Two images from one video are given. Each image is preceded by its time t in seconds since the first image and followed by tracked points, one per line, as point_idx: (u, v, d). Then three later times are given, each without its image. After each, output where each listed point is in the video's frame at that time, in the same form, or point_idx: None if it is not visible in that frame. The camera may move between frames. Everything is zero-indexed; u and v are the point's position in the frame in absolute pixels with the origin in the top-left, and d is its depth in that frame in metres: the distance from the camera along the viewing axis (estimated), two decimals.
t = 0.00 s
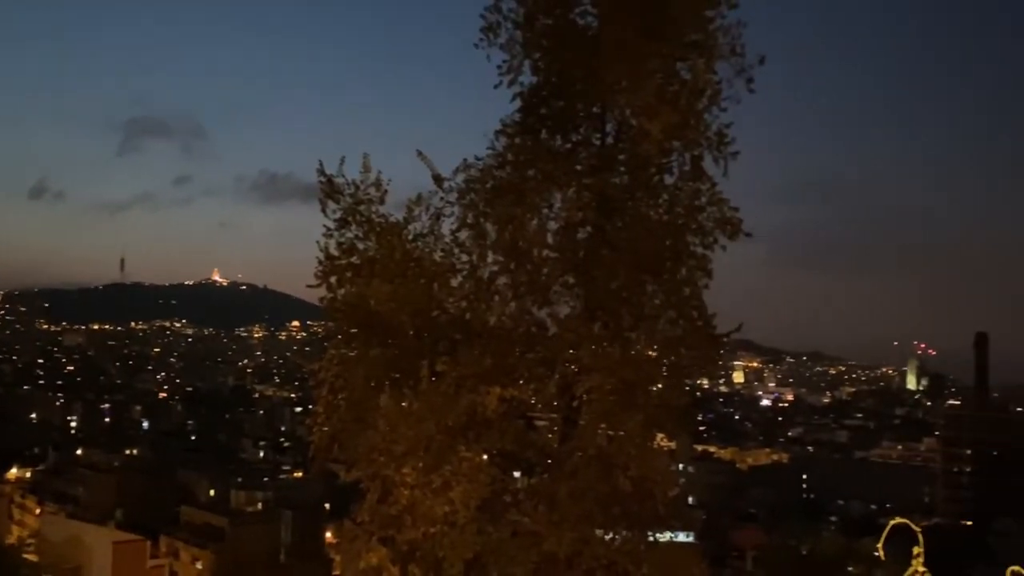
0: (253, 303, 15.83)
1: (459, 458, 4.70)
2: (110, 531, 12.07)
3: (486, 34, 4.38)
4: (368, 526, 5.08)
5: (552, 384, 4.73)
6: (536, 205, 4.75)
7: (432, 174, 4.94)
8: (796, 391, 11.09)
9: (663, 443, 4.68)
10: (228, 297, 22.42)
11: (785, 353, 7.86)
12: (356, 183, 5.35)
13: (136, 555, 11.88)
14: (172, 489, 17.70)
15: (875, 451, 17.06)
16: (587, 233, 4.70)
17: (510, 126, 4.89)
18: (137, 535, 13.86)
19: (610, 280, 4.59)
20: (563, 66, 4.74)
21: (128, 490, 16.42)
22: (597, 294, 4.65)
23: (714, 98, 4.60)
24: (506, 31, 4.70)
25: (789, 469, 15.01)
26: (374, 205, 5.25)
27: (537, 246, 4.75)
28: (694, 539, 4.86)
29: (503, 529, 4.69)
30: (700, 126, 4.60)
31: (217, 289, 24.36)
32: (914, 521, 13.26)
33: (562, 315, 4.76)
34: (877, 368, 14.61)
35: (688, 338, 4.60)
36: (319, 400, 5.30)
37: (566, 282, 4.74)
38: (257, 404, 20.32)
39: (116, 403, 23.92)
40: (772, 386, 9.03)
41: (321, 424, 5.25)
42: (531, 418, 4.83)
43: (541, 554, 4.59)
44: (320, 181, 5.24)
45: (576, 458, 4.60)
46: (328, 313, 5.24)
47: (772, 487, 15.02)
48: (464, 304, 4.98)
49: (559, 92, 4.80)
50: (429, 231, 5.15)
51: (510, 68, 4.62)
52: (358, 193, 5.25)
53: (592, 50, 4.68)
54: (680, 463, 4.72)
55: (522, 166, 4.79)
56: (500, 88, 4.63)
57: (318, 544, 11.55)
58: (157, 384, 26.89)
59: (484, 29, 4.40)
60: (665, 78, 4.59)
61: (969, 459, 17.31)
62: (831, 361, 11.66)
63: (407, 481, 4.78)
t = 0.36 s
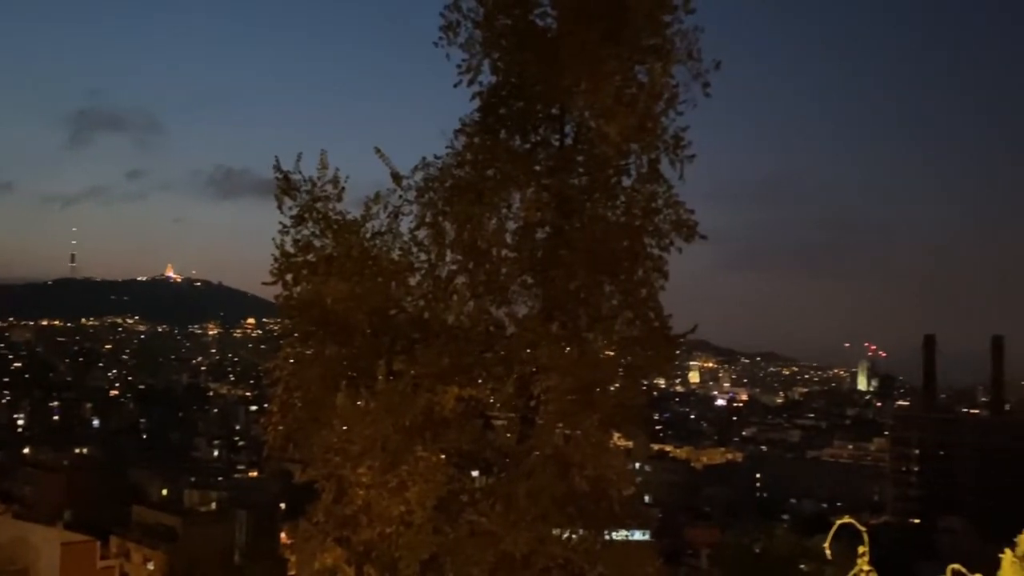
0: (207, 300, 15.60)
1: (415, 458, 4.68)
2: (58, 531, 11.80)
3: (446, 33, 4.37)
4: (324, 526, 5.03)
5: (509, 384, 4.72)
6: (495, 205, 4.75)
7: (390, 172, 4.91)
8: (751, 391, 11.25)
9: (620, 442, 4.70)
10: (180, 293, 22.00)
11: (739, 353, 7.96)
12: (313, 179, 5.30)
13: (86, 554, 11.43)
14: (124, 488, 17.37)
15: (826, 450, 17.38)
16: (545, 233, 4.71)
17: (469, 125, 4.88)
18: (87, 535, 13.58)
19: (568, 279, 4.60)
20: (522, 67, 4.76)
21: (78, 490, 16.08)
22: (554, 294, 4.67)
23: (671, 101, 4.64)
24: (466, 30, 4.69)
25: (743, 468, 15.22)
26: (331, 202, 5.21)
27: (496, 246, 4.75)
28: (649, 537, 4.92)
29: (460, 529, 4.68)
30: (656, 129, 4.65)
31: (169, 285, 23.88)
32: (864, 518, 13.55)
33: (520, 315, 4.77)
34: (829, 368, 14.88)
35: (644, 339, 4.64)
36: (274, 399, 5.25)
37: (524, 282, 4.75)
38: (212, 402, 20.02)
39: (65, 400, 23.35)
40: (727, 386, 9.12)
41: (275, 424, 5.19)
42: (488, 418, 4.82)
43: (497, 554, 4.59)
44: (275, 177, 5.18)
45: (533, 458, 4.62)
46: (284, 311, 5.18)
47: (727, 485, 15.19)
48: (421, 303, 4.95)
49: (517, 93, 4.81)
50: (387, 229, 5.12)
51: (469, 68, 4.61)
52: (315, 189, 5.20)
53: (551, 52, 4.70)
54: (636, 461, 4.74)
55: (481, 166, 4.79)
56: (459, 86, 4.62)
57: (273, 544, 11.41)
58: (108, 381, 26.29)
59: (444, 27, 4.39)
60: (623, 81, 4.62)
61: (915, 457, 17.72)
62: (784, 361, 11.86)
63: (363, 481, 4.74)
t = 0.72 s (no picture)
0: (163, 297, 15.33)
1: (374, 458, 4.64)
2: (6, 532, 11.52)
3: (407, 30, 4.34)
4: (280, 527, 4.97)
5: (470, 383, 4.71)
6: (457, 204, 4.72)
7: (350, 168, 4.86)
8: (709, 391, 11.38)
9: (581, 441, 4.72)
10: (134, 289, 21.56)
11: (698, 352, 8.02)
12: (271, 175, 5.23)
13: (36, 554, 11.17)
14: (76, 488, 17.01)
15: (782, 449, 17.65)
16: (507, 232, 4.70)
17: (430, 123, 4.85)
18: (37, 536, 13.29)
19: (529, 279, 4.59)
20: (484, 66, 4.74)
21: (28, 490, 15.72)
22: (514, 294, 4.66)
23: (631, 103, 4.66)
24: (427, 28, 4.67)
25: (701, 466, 15.39)
26: (289, 199, 5.14)
27: (457, 245, 4.72)
28: (609, 535, 4.94)
29: (418, 528, 4.65)
30: (617, 131, 4.66)
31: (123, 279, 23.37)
32: (818, 517, 13.78)
33: (481, 314, 4.75)
34: (785, 368, 15.11)
35: (604, 338, 4.65)
36: (230, 398, 5.17)
37: (484, 281, 4.73)
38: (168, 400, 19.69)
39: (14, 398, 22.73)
40: (686, 385, 9.21)
41: (232, 423, 5.12)
42: (449, 417, 4.80)
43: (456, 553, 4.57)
44: (233, 173, 5.10)
45: (492, 457, 4.62)
46: (241, 309, 5.11)
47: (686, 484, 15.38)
48: (381, 301, 4.91)
49: (478, 91, 4.80)
50: (346, 227, 5.07)
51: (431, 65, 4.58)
52: (273, 186, 5.14)
53: (513, 51, 4.69)
54: (597, 460, 4.76)
55: (442, 164, 4.76)
56: (420, 84, 4.58)
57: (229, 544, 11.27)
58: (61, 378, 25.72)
59: (404, 24, 4.35)
60: (584, 82, 4.62)
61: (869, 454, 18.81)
62: (741, 361, 12.03)
63: (321, 481, 4.69)
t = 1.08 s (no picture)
0: (114, 294, 15.05)
1: (329, 456, 4.58)
2: None
3: (365, 25, 4.30)
4: (233, 526, 4.89)
5: (427, 381, 4.67)
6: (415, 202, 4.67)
7: (306, 164, 4.80)
8: (664, 390, 11.49)
9: (540, 439, 4.71)
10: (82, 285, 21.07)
11: (655, 351, 8.08)
12: (226, 170, 5.16)
13: None
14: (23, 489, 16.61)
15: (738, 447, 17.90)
16: (465, 230, 4.67)
17: (388, 119, 4.81)
18: None
19: (488, 277, 4.58)
20: (442, 63, 4.72)
21: None
22: (472, 292, 4.64)
23: (589, 103, 4.68)
24: (385, 23, 4.64)
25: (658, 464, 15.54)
26: (244, 194, 5.07)
27: (415, 243, 4.68)
28: (567, 533, 4.95)
29: (374, 528, 4.60)
30: (575, 130, 4.67)
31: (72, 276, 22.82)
32: (771, 514, 13.98)
33: (439, 312, 4.72)
34: (739, 367, 15.30)
35: (562, 337, 4.66)
36: (182, 396, 5.08)
37: (443, 279, 4.70)
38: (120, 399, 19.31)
39: None
40: (644, 384, 9.28)
41: (184, 422, 5.03)
42: (406, 416, 4.76)
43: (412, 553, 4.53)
44: (186, 166, 5.02)
45: (449, 456, 4.59)
46: (195, 305, 5.02)
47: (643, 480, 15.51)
48: (337, 299, 4.86)
49: (437, 88, 4.77)
50: (302, 223, 5.01)
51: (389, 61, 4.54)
52: (227, 180, 5.06)
53: (472, 50, 4.68)
54: (556, 458, 4.76)
55: (400, 160, 4.72)
56: (378, 79, 4.54)
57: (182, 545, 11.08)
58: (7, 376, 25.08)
59: (362, 19, 4.31)
60: (544, 81, 4.62)
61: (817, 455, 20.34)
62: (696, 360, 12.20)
63: (274, 480, 4.62)
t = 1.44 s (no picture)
0: (53, 288, 14.62)
1: (274, 454, 4.51)
2: None
3: (314, 17, 4.25)
4: (176, 526, 4.79)
5: (376, 378, 4.63)
6: (364, 197, 4.62)
7: (253, 157, 4.73)
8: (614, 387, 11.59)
9: (492, 437, 4.68)
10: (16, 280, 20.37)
11: (605, 349, 8.16)
12: (170, 162, 5.06)
13: None
14: None
15: (686, 444, 18.12)
16: (415, 226, 4.63)
17: (337, 113, 4.76)
18: None
19: (438, 273, 4.56)
20: (392, 58, 4.69)
21: None
22: (422, 288, 4.62)
23: (540, 101, 4.69)
24: (335, 16, 4.59)
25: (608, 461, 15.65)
26: (189, 186, 4.97)
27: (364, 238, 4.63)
28: (517, 530, 4.95)
29: (320, 526, 4.54)
30: (525, 128, 4.67)
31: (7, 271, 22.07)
32: (718, 509, 14.20)
33: (388, 309, 4.68)
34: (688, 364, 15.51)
35: (512, 335, 4.66)
36: (124, 394, 4.97)
37: (393, 275, 4.66)
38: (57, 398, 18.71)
39: None
40: (594, 382, 9.33)
41: (125, 420, 4.92)
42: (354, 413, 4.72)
43: (360, 552, 4.47)
44: (128, 158, 4.90)
45: (398, 454, 4.55)
46: (137, 300, 4.92)
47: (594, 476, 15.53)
48: (285, 294, 4.79)
49: (386, 83, 4.74)
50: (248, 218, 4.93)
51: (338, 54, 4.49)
52: (171, 172, 4.96)
53: (423, 45, 4.65)
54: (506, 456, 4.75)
55: (349, 155, 4.66)
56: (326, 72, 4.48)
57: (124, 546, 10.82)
58: None
59: (311, 11, 4.26)
60: (495, 78, 4.61)
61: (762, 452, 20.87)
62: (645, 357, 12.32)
63: (218, 478, 4.54)
